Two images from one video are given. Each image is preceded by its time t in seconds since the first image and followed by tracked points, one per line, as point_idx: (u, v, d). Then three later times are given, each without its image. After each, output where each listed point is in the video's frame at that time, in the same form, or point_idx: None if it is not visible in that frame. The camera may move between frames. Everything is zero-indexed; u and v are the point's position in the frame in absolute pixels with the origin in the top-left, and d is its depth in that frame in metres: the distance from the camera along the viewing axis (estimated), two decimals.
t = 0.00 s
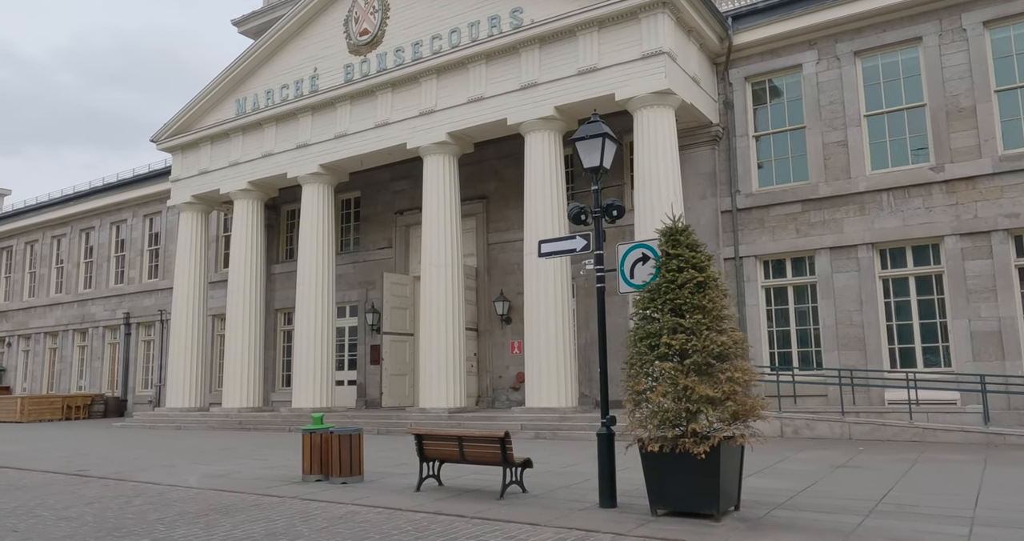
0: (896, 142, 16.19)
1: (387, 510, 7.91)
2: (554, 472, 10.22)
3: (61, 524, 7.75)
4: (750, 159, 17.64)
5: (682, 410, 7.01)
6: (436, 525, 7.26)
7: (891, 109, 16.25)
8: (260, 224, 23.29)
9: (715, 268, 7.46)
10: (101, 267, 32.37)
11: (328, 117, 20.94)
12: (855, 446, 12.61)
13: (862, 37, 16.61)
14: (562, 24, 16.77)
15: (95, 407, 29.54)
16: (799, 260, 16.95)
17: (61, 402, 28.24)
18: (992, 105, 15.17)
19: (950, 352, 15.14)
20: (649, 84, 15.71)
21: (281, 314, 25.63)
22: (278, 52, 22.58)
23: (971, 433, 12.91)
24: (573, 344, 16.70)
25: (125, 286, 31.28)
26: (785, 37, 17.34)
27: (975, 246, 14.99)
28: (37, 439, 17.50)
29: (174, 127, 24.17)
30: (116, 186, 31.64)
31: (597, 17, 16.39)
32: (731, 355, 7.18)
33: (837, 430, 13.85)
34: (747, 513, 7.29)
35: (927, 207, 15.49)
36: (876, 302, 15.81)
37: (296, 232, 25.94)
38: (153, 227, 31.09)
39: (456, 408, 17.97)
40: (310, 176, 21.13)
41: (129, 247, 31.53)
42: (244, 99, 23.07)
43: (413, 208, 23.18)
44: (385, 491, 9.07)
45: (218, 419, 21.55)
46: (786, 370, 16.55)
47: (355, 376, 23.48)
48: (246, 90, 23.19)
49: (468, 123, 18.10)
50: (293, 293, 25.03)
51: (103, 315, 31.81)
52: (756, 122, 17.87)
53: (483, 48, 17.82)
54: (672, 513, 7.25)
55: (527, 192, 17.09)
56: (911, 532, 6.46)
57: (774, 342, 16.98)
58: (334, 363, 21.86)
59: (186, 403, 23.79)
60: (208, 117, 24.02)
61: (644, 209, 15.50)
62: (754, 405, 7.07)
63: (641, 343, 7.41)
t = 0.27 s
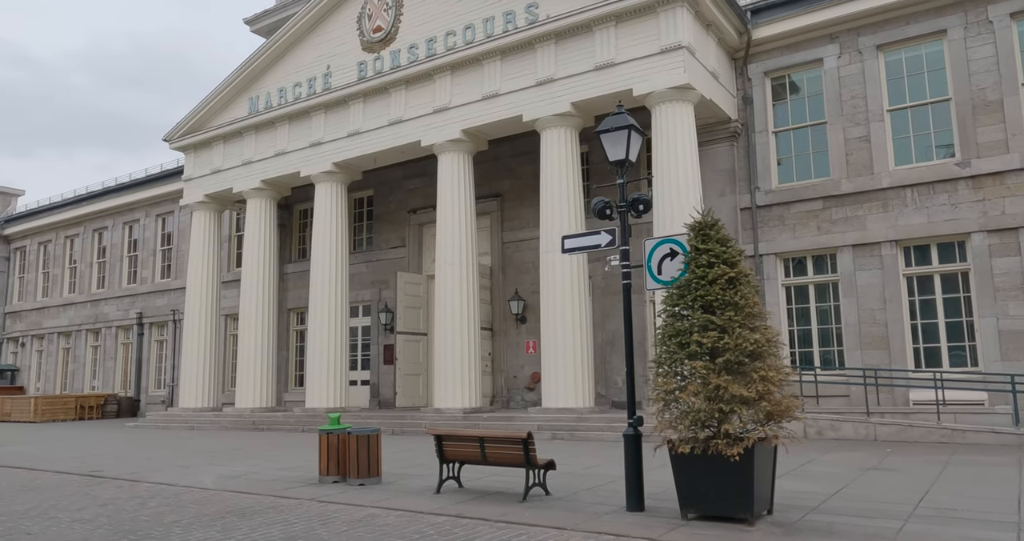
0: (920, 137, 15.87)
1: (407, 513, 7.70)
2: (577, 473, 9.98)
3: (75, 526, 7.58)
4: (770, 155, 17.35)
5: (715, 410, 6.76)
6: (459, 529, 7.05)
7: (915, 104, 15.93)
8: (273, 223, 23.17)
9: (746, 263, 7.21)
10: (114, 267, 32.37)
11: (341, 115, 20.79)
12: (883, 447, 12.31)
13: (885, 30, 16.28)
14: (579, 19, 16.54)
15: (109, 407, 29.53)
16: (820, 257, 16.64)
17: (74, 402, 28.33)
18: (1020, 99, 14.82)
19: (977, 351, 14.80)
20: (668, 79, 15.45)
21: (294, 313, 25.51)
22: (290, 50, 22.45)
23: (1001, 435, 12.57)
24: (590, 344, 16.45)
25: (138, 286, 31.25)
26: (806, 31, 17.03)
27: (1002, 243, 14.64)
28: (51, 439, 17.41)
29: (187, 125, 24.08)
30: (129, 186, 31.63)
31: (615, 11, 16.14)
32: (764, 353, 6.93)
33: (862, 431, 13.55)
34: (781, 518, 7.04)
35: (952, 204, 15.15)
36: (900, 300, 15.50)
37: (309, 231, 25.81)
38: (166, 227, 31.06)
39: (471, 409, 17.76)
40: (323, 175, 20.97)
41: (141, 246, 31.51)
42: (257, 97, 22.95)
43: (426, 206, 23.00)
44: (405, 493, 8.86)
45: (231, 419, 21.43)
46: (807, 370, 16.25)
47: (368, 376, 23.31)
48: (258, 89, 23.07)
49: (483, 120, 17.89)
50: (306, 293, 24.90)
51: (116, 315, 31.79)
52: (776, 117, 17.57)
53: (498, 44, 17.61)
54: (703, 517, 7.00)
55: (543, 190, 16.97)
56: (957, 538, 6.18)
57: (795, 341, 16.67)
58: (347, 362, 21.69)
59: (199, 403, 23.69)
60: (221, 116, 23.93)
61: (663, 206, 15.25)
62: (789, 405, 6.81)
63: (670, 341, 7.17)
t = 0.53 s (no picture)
0: (952, 131, 15.47)
1: (434, 517, 7.50)
2: (604, 476, 9.73)
3: (96, 529, 7.44)
4: (796, 150, 16.99)
5: (754, 412, 6.50)
6: (488, 534, 6.83)
7: (946, 97, 15.54)
8: (292, 222, 23.09)
9: (785, 259, 6.94)
10: (133, 267, 32.47)
11: (359, 113, 20.64)
12: (917, 449, 11.96)
13: (915, 22, 15.90)
14: (600, 13, 16.27)
15: (128, 407, 29.65)
16: (848, 255, 16.28)
17: (94, 402, 28.44)
18: None
19: (1012, 351, 14.39)
20: (692, 73, 15.16)
21: (312, 313, 25.43)
22: (308, 48, 22.34)
23: None
24: (612, 343, 16.19)
25: (156, 286, 31.31)
26: (833, 24, 16.67)
27: None
28: (71, 439, 17.38)
29: (205, 125, 24.05)
30: (147, 186, 31.70)
31: (637, 5, 15.87)
32: (805, 352, 6.65)
33: (894, 432, 13.21)
34: (823, 524, 6.76)
35: (986, 199, 14.75)
36: (931, 298, 15.12)
37: (326, 231, 25.71)
38: (185, 227, 31.11)
39: (492, 409, 17.54)
40: (341, 173, 20.84)
41: (160, 247, 31.58)
42: (275, 96, 22.87)
43: (445, 205, 22.82)
44: (429, 496, 8.66)
45: (250, 419, 21.36)
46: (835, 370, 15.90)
47: (387, 376, 23.15)
48: (276, 87, 22.99)
49: (503, 117, 17.68)
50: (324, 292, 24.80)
51: (135, 315, 31.88)
52: (802, 112, 17.21)
53: (518, 40, 17.38)
54: (742, 523, 6.75)
55: (564, 188, 16.75)
56: None
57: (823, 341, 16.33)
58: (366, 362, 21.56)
59: (218, 403, 23.65)
60: (239, 115, 23.87)
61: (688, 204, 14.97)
62: (832, 407, 6.54)
63: (706, 340, 6.90)
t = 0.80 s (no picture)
0: (1006, 117, 14.88)
1: (478, 515, 7.28)
2: (649, 473, 9.45)
3: (137, 525, 7.35)
4: (840, 139, 16.48)
5: (816, 406, 6.17)
6: (535, 532, 6.60)
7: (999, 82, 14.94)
8: (326, 220, 23.10)
9: (845, 245, 6.59)
10: (170, 266, 32.83)
11: (393, 108, 20.55)
12: (975, 448, 11.47)
13: (966, 5, 15.31)
14: (637, 2, 15.94)
15: (166, 404, 30.02)
16: (897, 247, 15.75)
17: (133, 399, 29.06)
18: None
19: None
20: (733, 61, 14.76)
21: (346, 310, 25.45)
22: (341, 44, 22.31)
23: None
24: (651, 339, 15.87)
25: (193, 284, 31.62)
26: (878, 9, 16.14)
27: None
28: (111, 435, 17.53)
29: (240, 123, 24.17)
30: (183, 186, 32.03)
31: None
32: (869, 343, 6.30)
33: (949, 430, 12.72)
34: (889, 525, 6.41)
35: None
36: (986, 291, 14.55)
37: (360, 228, 25.70)
38: (220, 225, 31.36)
39: (529, 406, 17.31)
40: (375, 169, 20.76)
41: (196, 246, 31.90)
42: (308, 93, 22.88)
43: (478, 200, 22.65)
44: (472, 493, 8.46)
45: (286, 416, 21.40)
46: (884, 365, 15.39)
47: (421, 373, 23.05)
48: (310, 85, 23.01)
49: (538, 110, 17.43)
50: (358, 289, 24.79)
51: (172, 313, 32.22)
52: (846, 100, 16.69)
53: (553, 31, 17.12)
54: (801, 523, 6.43)
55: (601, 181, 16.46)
56: None
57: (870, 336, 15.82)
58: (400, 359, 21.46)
59: (254, 400, 23.75)
60: (273, 113, 23.95)
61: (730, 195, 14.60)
62: (898, 401, 6.18)
63: (762, 331, 6.58)
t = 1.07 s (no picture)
0: None
1: (534, 519, 7.04)
2: (708, 476, 9.11)
3: (190, 525, 7.27)
4: (900, 128, 15.80)
5: (897, 408, 5.81)
6: (596, 538, 6.33)
7: None
8: (369, 219, 23.10)
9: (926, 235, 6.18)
10: (217, 266, 33.30)
11: (436, 105, 20.42)
12: None
13: None
14: None
15: (215, 402, 30.48)
16: (961, 240, 15.07)
17: (183, 397, 29.59)
18: None
19: None
20: (787, 48, 14.26)
21: (390, 309, 25.46)
22: (383, 42, 22.26)
23: None
24: (703, 336, 15.45)
25: (239, 284, 32.00)
26: None
27: None
28: (162, 433, 17.75)
29: (284, 123, 24.33)
30: (230, 186, 32.44)
31: None
32: (954, 340, 5.90)
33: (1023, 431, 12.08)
34: (975, 534, 5.99)
35: None
36: None
37: (403, 226, 25.67)
38: (266, 225, 31.69)
39: (576, 405, 17.02)
40: (418, 167, 20.67)
41: (243, 246, 32.28)
42: (351, 92, 22.91)
43: (522, 197, 22.42)
44: (526, 495, 8.23)
45: (332, 415, 21.46)
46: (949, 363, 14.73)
47: (466, 371, 22.91)
48: (353, 83, 23.02)
49: (584, 103, 17.12)
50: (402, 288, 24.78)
51: (220, 313, 32.67)
52: (906, 87, 16.00)
53: (598, 23, 16.78)
54: (878, 531, 6.05)
55: (649, 174, 16.08)
56: None
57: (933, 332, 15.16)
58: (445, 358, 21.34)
59: (301, 399, 23.90)
60: (317, 113, 24.04)
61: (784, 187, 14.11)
62: (987, 401, 5.78)
63: (836, 327, 6.22)
